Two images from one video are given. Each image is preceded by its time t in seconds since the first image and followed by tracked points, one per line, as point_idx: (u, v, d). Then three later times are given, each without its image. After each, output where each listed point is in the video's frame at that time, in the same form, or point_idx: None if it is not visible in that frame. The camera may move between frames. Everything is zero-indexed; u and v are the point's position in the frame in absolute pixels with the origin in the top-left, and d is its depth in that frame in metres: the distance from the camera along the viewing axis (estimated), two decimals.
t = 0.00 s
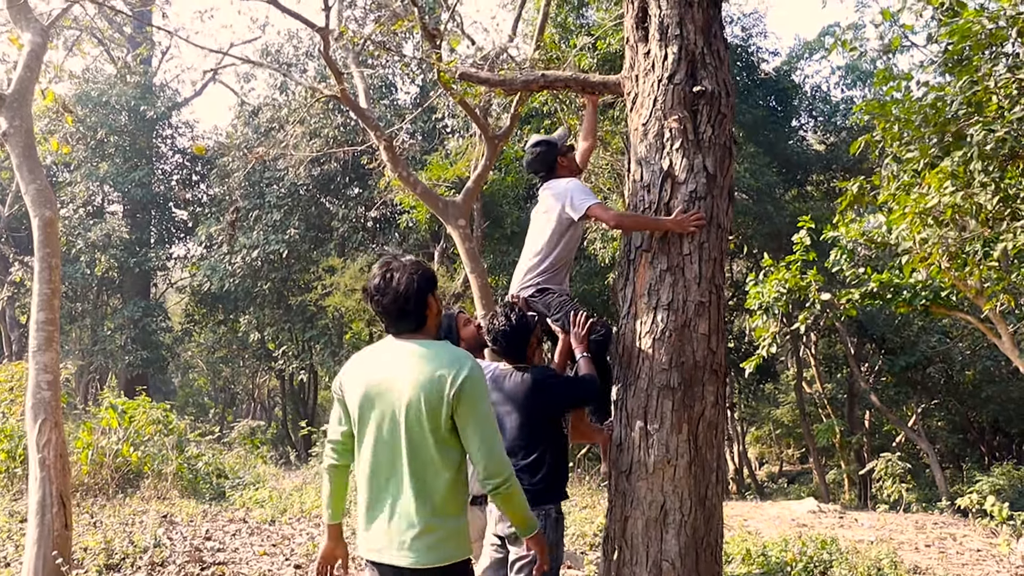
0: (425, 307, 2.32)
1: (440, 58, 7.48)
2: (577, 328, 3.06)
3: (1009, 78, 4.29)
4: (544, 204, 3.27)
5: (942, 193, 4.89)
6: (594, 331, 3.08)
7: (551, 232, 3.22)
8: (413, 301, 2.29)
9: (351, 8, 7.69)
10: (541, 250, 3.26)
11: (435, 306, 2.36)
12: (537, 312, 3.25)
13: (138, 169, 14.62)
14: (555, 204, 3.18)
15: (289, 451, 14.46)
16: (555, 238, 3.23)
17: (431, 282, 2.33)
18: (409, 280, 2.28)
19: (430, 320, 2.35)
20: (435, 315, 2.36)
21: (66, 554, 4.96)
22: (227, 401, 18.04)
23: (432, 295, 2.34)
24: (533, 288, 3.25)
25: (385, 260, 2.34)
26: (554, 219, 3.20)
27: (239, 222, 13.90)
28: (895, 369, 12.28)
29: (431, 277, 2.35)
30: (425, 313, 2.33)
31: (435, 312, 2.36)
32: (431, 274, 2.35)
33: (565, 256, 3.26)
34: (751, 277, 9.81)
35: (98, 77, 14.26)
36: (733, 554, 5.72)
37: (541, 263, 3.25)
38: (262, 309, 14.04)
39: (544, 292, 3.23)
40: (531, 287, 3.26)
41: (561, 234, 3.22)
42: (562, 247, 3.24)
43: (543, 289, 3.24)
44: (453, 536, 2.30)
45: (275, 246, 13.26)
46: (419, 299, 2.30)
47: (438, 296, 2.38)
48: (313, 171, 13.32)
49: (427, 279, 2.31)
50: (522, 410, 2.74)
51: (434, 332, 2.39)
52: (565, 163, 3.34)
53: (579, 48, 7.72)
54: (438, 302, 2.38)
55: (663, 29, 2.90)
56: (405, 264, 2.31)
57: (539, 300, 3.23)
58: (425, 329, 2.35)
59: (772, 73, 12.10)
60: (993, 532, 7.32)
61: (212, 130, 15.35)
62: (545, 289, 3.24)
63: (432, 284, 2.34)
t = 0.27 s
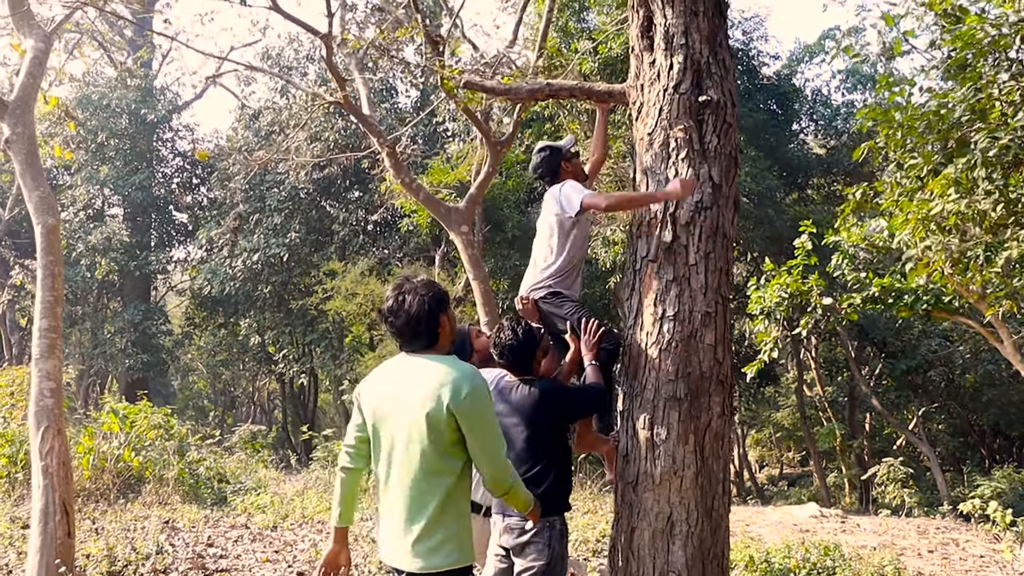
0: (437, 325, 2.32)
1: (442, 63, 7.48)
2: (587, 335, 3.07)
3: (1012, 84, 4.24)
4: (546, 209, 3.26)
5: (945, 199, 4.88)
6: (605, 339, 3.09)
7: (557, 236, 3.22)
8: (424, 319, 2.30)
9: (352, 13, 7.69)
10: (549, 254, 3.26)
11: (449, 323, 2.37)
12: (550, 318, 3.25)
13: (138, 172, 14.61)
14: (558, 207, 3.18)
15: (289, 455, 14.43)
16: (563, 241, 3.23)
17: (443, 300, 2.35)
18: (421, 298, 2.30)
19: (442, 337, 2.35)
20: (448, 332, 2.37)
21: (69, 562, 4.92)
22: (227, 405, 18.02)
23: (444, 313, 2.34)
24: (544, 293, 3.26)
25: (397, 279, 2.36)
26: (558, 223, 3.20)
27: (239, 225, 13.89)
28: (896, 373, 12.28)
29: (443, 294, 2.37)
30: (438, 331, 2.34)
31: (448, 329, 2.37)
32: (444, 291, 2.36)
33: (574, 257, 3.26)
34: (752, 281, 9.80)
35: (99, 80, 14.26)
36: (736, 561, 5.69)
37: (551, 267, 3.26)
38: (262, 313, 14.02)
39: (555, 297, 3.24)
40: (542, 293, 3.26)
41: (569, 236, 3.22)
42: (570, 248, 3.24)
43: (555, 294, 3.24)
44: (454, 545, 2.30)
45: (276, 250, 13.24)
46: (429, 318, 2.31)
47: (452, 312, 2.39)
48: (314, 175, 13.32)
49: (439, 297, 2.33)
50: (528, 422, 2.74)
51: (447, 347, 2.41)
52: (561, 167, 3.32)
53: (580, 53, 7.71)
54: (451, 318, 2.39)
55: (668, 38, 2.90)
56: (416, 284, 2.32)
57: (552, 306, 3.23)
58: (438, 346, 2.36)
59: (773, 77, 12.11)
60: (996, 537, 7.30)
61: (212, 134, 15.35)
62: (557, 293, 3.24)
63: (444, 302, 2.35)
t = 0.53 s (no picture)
0: (430, 350, 2.46)
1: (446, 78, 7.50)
2: (592, 352, 3.05)
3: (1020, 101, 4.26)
4: (546, 218, 3.44)
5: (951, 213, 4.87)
6: (610, 356, 3.07)
7: (566, 236, 3.36)
8: (416, 346, 2.44)
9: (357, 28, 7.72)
10: (557, 258, 3.36)
11: (444, 347, 2.50)
12: (566, 323, 3.28)
13: (140, 186, 14.63)
14: (562, 207, 3.38)
15: (290, 469, 14.36)
16: (571, 240, 3.36)
17: (438, 327, 2.48)
18: (413, 325, 2.45)
19: (438, 361, 2.48)
20: (445, 356, 2.50)
21: None
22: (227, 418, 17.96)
23: (437, 338, 2.47)
24: (560, 298, 3.32)
25: (395, 308, 2.52)
26: (564, 222, 3.36)
27: (241, 238, 13.88)
28: (898, 386, 12.25)
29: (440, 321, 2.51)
30: (432, 356, 2.47)
31: (444, 353, 2.50)
32: (440, 319, 2.50)
33: (582, 257, 3.40)
34: (755, 295, 9.78)
35: (100, 93, 14.30)
36: None
37: (563, 270, 3.35)
38: (263, 326, 13.99)
39: (570, 300, 3.31)
40: (560, 297, 3.32)
41: (575, 234, 3.38)
42: (578, 248, 3.38)
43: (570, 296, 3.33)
44: (448, 560, 2.41)
45: (277, 264, 13.23)
46: (423, 344, 2.45)
47: (449, 337, 2.52)
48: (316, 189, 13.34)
49: (432, 323, 2.47)
50: (541, 440, 2.72)
51: (447, 371, 2.54)
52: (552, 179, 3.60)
53: (584, 68, 7.73)
54: (449, 343, 2.52)
55: (678, 54, 2.90)
56: (410, 312, 2.48)
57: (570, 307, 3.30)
58: (436, 370, 2.50)
59: (774, 91, 12.14)
60: (1003, 553, 7.25)
61: (213, 147, 15.37)
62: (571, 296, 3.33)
63: (439, 328, 2.48)
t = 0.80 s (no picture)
0: (424, 365, 2.47)
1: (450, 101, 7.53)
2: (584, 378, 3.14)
3: None
4: (539, 233, 3.51)
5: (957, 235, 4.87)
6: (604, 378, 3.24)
7: (558, 251, 3.42)
8: (409, 360, 2.46)
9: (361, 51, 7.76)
10: (551, 272, 3.44)
11: (439, 364, 2.51)
12: (560, 337, 3.36)
13: (141, 208, 14.65)
14: (554, 222, 3.43)
15: (290, 493, 14.27)
16: (563, 255, 3.42)
17: (432, 342, 2.51)
18: (406, 340, 2.48)
19: (432, 378, 2.49)
20: (439, 372, 2.51)
21: None
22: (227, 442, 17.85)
23: (431, 354, 2.49)
24: (554, 312, 3.40)
25: (392, 328, 2.56)
26: (555, 237, 3.43)
27: (241, 261, 13.87)
28: (902, 409, 12.20)
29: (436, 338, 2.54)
30: (427, 371, 2.48)
31: (439, 370, 2.51)
32: (435, 336, 2.54)
33: (576, 270, 3.47)
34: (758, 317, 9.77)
35: (103, 116, 14.37)
36: None
37: (557, 284, 3.43)
38: (264, 349, 13.94)
39: (563, 314, 3.39)
40: (553, 311, 3.40)
41: (569, 248, 3.44)
42: (572, 261, 3.45)
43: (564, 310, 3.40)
44: None
45: (278, 286, 13.23)
46: (417, 360, 2.47)
47: (445, 355, 2.54)
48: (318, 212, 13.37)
49: (427, 339, 2.50)
50: (550, 463, 2.69)
51: (442, 389, 2.54)
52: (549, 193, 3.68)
53: (586, 91, 7.77)
54: (445, 361, 2.54)
55: (688, 76, 2.90)
56: (405, 330, 2.51)
57: (563, 321, 3.38)
58: (432, 387, 2.51)
59: (774, 114, 12.20)
60: None
61: (215, 170, 15.41)
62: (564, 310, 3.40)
63: (434, 344, 2.51)
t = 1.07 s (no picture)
0: (419, 382, 2.58)
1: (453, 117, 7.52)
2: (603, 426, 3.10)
3: None
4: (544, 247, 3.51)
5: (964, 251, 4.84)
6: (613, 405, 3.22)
7: (563, 266, 3.43)
8: (403, 378, 2.56)
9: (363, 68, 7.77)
10: (555, 286, 3.47)
11: (433, 377, 2.63)
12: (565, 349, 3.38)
13: (141, 226, 14.63)
14: (558, 239, 3.44)
15: (289, 513, 14.15)
16: (567, 269, 3.43)
17: (427, 357, 2.62)
18: (402, 357, 2.58)
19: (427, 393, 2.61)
20: (434, 385, 2.64)
21: None
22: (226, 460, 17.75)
23: (426, 369, 2.60)
24: (560, 325, 3.42)
25: (384, 342, 2.65)
26: (560, 254, 3.43)
27: (241, 279, 13.84)
28: (904, 428, 12.13)
29: (430, 352, 2.66)
30: (421, 385, 2.60)
31: (434, 384, 2.63)
32: (429, 350, 2.65)
33: (581, 283, 3.48)
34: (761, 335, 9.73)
35: (103, 134, 14.39)
36: None
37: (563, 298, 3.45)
38: (264, 368, 13.86)
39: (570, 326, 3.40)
40: (559, 323, 3.42)
41: (572, 263, 3.44)
42: (578, 275, 3.46)
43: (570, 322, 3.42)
44: None
45: (278, 304, 13.18)
46: (411, 376, 2.58)
47: (439, 367, 2.66)
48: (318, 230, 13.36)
49: (421, 354, 2.60)
50: (554, 475, 2.62)
51: (437, 401, 2.67)
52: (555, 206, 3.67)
53: (589, 108, 7.77)
54: (439, 374, 2.66)
55: (697, 87, 2.88)
56: (398, 346, 2.60)
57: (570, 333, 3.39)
58: (427, 400, 2.63)
59: (775, 132, 12.22)
60: None
61: (215, 188, 15.40)
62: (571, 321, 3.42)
63: (428, 359, 2.62)
